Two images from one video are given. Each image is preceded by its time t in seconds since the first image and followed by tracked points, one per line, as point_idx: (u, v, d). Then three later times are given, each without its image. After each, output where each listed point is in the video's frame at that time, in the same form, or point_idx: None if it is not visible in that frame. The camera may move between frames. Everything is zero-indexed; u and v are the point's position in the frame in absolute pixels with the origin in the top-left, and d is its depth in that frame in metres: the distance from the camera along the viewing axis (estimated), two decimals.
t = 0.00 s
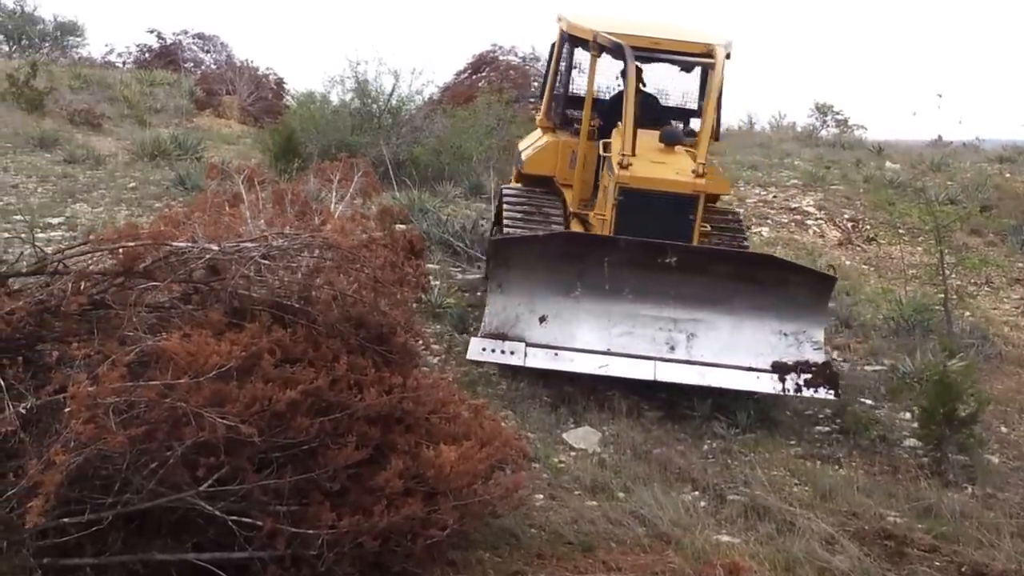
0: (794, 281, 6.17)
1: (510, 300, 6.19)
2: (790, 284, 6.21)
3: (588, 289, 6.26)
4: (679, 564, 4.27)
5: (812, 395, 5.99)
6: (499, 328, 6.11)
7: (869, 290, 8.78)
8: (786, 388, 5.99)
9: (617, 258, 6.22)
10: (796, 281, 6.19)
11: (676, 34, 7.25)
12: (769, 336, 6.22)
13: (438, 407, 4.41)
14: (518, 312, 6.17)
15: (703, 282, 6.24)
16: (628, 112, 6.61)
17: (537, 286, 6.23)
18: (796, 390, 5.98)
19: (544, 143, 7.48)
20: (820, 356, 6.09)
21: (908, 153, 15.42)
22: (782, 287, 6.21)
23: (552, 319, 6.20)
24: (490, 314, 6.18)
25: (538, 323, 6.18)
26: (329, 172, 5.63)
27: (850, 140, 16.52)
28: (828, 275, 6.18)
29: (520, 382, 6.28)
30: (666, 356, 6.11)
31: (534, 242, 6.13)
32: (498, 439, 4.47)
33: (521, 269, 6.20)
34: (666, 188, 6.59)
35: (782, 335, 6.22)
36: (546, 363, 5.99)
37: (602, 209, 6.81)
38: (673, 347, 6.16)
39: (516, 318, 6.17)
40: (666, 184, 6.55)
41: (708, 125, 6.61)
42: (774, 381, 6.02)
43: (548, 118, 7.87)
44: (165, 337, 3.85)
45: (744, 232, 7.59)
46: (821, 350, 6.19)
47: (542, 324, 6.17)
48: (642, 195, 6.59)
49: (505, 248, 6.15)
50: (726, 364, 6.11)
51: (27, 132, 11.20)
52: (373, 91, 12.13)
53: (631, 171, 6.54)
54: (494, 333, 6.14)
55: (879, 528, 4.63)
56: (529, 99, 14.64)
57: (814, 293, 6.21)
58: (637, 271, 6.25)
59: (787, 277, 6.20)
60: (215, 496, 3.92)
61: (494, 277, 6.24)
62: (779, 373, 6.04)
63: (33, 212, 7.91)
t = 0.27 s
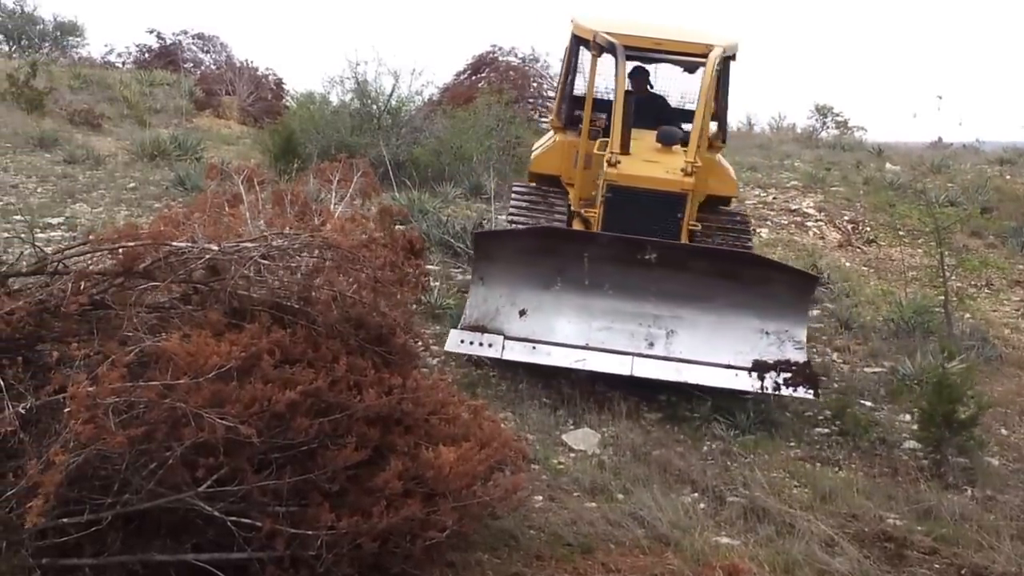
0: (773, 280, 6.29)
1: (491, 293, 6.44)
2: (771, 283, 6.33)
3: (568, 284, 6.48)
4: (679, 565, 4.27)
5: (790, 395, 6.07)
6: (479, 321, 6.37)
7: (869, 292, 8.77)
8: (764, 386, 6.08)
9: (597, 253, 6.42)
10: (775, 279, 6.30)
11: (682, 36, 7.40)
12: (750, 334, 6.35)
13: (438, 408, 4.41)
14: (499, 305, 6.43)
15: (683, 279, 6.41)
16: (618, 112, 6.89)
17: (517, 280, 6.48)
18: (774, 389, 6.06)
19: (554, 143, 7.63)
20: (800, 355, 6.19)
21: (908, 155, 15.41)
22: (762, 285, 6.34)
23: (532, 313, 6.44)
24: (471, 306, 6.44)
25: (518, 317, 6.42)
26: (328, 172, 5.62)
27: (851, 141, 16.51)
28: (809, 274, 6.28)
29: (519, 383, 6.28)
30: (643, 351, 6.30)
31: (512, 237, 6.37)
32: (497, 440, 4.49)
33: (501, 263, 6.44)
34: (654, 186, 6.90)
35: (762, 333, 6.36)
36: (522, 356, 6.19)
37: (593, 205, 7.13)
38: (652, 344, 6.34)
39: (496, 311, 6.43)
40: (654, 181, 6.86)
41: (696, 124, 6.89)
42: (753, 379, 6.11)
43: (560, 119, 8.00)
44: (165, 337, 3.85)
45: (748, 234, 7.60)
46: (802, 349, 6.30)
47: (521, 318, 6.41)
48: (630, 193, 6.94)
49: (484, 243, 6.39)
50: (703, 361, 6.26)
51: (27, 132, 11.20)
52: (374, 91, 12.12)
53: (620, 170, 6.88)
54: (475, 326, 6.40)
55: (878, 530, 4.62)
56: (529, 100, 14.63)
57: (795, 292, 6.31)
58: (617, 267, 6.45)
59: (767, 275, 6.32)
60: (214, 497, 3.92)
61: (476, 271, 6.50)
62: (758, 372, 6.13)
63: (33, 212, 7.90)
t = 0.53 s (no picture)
0: (753, 280, 6.26)
1: (475, 286, 6.52)
2: (751, 283, 6.30)
3: (551, 278, 6.54)
4: (678, 567, 4.27)
5: (767, 394, 6.08)
6: (461, 313, 6.47)
7: (868, 293, 8.78)
8: (740, 385, 6.10)
9: (579, 250, 6.45)
10: (756, 279, 6.27)
11: (684, 37, 7.48)
12: (731, 333, 6.33)
13: (437, 409, 4.40)
14: (482, 298, 6.51)
15: (664, 277, 6.42)
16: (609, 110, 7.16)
17: (501, 274, 6.56)
18: (751, 388, 6.08)
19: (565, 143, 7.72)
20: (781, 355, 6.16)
21: (908, 156, 15.43)
22: (743, 285, 6.31)
23: (514, 307, 6.51)
24: (455, 298, 6.54)
25: (500, 310, 6.50)
26: (328, 173, 5.62)
27: (850, 142, 16.53)
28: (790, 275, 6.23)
29: (517, 384, 6.29)
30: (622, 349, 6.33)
31: (495, 232, 6.44)
32: (497, 441, 4.50)
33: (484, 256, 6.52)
34: (644, 185, 6.91)
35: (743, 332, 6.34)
36: (501, 350, 6.31)
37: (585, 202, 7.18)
38: (631, 340, 6.37)
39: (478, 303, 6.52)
40: (642, 179, 6.88)
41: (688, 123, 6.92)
42: (730, 378, 6.13)
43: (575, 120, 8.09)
44: (165, 337, 3.85)
45: (756, 234, 7.62)
46: (783, 349, 6.26)
47: (503, 311, 6.49)
48: (620, 191, 6.96)
49: (469, 236, 6.48)
50: (683, 360, 6.27)
51: (26, 132, 11.19)
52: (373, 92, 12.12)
53: (609, 169, 6.92)
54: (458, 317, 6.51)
55: (878, 532, 4.62)
56: (528, 101, 14.63)
57: (777, 292, 6.28)
58: (599, 263, 6.48)
59: (748, 275, 6.29)
60: (214, 497, 3.92)
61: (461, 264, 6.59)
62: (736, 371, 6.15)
63: (32, 212, 7.90)
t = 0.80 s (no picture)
0: (734, 277, 6.25)
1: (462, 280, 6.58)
2: (734, 281, 6.29)
3: (536, 275, 6.57)
4: (678, 568, 4.27)
5: (746, 392, 6.06)
6: (447, 306, 6.52)
7: (867, 295, 8.78)
8: (719, 383, 6.09)
9: (564, 246, 6.48)
10: (738, 277, 6.26)
11: (683, 37, 7.46)
12: (713, 332, 6.32)
13: (437, 410, 4.40)
14: (468, 292, 6.56)
15: (647, 274, 6.42)
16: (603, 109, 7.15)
17: (487, 268, 6.60)
18: (729, 386, 6.07)
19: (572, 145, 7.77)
20: (760, 354, 6.14)
21: (907, 158, 15.44)
22: (726, 283, 6.31)
23: (499, 301, 6.54)
24: (441, 292, 6.60)
25: (485, 304, 6.54)
26: (328, 173, 5.62)
27: (849, 144, 16.53)
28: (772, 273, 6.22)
29: (515, 384, 6.29)
30: (604, 345, 6.33)
31: (482, 225, 6.49)
32: (496, 442, 4.50)
33: (472, 250, 6.57)
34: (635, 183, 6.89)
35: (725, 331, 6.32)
36: (484, 343, 6.35)
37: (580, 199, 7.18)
38: (613, 337, 6.37)
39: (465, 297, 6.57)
40: (633, 177, 6.86)
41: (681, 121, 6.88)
42: (709, 376, 6.12)
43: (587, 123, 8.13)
44: (164, 338, 3.85)
45: (763, 234, 7.54)
46: (764, 349, 6.24)
47: (488, 305, 6.53)
48: (611, 189, 6.94)
49: (457, 230, 6.55)
50: (663, 357, 6.26)
51: (25, 132, 11.18)
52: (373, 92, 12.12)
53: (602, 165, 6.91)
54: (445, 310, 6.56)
55: (877, 533, 4.63)
56: (527, 102, 14.63)
57: (759, 291, 6.27)
58: (584, 260, 6.50)
59: (731, 273, 6.29)
60: (213, 498, 3.92)
61: (449, 258, 6.65)
62: (716, 369, 6.14)
63: (31, 212, 7.89)
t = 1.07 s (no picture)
0: (721, 278, 6.21)
1: (455, 278, 6.63)
2: (722, 282, 6.25)
3: (528, 274, 6.58)
4: (677, 570, 4.27)
5: (730, 394, 6.03)
6: (440, 303, 6.58)
7: (867, 297, 8.79)
8: (704, 385, 6.05)
9: (554, 246, 6.49)
10: (725, 278, 6.22)
11: (689, 37, 7.42)
12: (701, 333, 6.27)
13: (437, 411, 4.40)
14: (461, 290, 6.61)
15: (636, 274, 6.40)
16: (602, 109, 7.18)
17: (479, 267, 6.64)
18: (714, 388, 6.03)
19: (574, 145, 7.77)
20: (746, 356, 6.09)
21: (906, 160, 15.45)
22: (714, 284, 6.26)
23: (490, 300, 6.57)
24: (436, 290, 6.66)
25: (477, 302, 6.58)
26: (328, 174, 5.61)
27: (848, 145, 16.55)
28: (760, 275, 6.17)
29: (514, 385, 6.29)
30: (591, 345, 6.32)
31: (474, 224, 6.54)
32: (496, 443, 4.50)
33: (464, 248, 6.62)
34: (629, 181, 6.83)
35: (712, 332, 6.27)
36: (474, 341, 6.39)
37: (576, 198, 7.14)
38: (601, 336, 6.36)
39: (458, 294, 6.62)
40: (627, 177, 6.81)
41: (676, 120, 6.82)
42: (695, 377, 6.09)
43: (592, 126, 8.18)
44: (164, 338, 3.85)
45: (768, 236, 7.52)
46: (751, 351, 6.18)
47: (480, 303, 6.56)
48: (606, 188, 6.90)
49: (450, 228, 6.61)
50: (649, 357, 6.23)
51: (24, 133, 11.17)
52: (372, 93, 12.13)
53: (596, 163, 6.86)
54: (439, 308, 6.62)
55: (876, 535, 4.63)
56: (527, 103, 14.64)
57: (747, 292, 6.21)
58: (574, 260, 6.49)
59: (719, 274, 6.25)
60: (212, 498, 3.93)
61: (443, 256, 6.71)
62: (701, 370, 6.11)
63: (31, 212, 7.89)
